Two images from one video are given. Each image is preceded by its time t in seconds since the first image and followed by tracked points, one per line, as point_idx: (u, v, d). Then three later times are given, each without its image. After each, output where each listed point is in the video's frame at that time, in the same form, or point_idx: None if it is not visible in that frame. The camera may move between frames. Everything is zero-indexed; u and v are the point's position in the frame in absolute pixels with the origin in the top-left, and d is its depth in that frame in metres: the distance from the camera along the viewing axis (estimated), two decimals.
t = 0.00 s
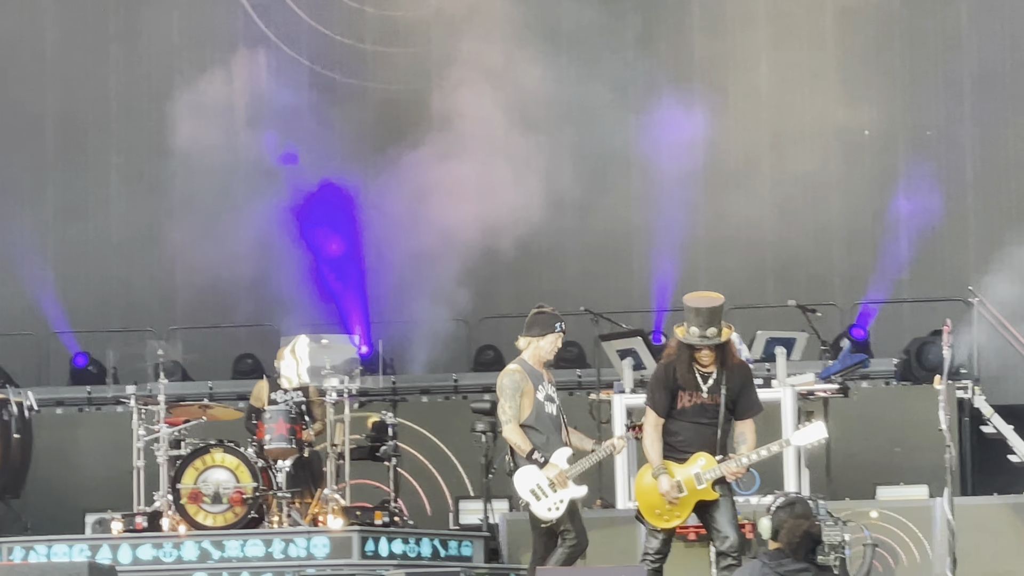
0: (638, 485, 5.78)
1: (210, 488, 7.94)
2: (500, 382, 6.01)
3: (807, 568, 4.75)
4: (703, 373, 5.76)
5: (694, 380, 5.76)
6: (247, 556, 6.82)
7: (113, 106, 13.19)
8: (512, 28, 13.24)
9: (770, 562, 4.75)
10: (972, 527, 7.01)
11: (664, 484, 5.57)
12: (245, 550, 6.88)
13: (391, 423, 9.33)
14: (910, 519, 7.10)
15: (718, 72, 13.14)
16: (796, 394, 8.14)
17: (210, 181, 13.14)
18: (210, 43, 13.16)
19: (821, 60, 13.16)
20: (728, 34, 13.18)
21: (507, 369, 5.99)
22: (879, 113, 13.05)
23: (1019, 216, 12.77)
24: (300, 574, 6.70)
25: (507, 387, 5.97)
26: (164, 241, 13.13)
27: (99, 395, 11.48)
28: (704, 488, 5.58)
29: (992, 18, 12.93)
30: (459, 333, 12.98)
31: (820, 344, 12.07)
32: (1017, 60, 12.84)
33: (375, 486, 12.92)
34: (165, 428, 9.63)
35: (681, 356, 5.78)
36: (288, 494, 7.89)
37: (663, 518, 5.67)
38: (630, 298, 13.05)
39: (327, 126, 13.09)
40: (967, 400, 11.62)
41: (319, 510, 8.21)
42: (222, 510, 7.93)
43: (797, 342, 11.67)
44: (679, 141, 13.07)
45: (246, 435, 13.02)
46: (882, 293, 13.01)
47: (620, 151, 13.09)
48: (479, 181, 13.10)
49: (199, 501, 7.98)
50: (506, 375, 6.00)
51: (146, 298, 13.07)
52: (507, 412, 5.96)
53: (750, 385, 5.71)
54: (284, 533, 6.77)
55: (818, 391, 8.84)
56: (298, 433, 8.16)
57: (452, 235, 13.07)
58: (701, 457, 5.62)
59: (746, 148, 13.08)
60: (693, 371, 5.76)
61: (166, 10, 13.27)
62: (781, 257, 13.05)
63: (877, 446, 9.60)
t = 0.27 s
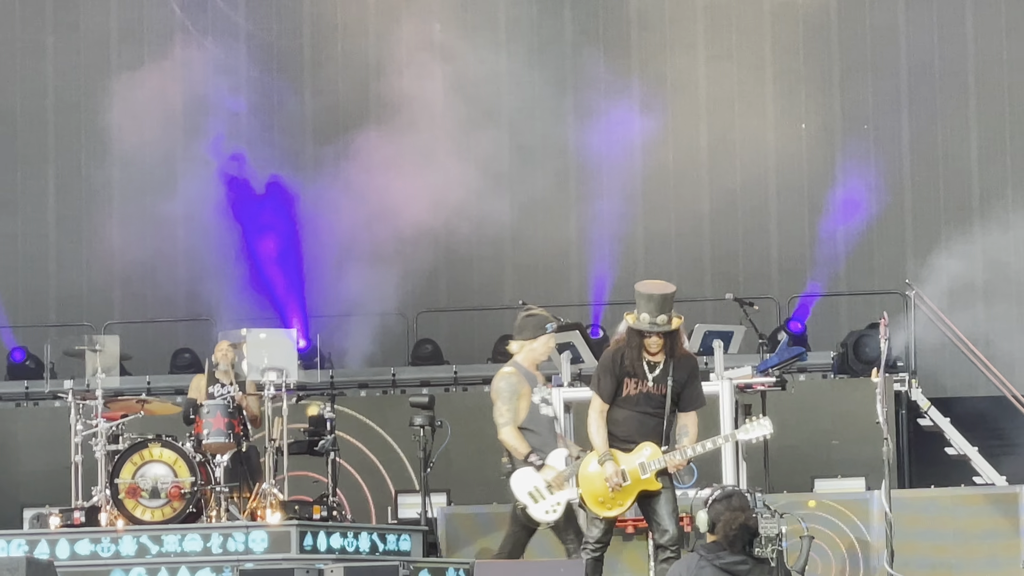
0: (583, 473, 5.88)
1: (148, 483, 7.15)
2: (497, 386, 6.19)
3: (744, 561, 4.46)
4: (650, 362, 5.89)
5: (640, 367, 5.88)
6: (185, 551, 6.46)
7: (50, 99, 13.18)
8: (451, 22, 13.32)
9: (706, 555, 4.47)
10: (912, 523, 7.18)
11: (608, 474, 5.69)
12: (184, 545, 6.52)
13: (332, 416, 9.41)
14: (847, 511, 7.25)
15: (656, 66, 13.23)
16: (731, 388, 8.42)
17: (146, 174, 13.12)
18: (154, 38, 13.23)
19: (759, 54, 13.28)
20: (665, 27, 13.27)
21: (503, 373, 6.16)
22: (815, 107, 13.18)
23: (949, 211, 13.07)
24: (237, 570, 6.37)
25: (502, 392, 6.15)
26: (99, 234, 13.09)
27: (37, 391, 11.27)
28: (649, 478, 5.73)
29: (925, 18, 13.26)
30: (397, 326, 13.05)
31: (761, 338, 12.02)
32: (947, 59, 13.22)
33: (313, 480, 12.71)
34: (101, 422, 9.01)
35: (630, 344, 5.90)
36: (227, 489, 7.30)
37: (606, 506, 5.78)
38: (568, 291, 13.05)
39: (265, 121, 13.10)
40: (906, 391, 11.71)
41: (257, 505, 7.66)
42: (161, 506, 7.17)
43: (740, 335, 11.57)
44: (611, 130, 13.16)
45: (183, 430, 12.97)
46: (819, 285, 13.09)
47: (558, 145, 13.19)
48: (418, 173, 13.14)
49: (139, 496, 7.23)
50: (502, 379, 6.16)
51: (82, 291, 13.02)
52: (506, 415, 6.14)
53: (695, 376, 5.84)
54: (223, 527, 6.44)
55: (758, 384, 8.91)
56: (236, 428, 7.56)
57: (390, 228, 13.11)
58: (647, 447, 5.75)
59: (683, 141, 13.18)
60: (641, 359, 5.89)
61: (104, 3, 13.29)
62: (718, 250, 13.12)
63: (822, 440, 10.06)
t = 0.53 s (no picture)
0: (535, 465, 5.74)
1: (98, 476, 7.16)
2: (518, 366, 6.02)
3: (695, 552, 4.36)
4: (604, 353, 5.79)
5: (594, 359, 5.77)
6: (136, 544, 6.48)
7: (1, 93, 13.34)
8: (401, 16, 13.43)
9: (657, 545, 4.36)
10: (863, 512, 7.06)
11: (560, 464, 5.56)
12: (134, 537, 6.54)
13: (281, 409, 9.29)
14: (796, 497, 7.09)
15: (606, 58, 13.31)
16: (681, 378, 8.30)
17: (97, 168, 13.28)
18: (107, 33, 13.41)
19: (709, 46, 13.35)
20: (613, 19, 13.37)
21: (521, 353, 6.03)
22: (765, 98, 13.26)
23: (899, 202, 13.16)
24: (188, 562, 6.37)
25: (524, 370, 5.98)
26: (50, 228, 13.26)
27: None
28: (599, 467, 5.61)
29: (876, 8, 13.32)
30: (348, 318, 13.13)
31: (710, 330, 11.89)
32: (898, 50, 13.27)
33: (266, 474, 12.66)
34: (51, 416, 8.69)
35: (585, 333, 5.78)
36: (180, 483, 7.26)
37: (559, 498, 5.65)
38: (519, 283, 13.13)
39: (215, 117, 13.30)
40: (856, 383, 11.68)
41: (209, 498, 7.64)
42: (110, 499, 7.17)
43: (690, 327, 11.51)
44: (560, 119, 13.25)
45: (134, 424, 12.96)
46: (770, 277, 13.15)
47: (509, 137, 13.26)
48: (367, 164, 13.22)
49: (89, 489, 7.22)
50: (523, 359, 6.03)
51: (34, 285, 13.22)
52: (530, 393, 5.95)
53: (648, 367, 5.76)
54: (173, 520, 6.43)
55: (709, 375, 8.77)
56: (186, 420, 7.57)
57: (341, 220, 13.16)
58: (596, 435, 5.64)
59: (633, 133, 13.26)
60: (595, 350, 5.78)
61: None
62: (667, 241, 13.22)
63: (772, 431, 9.96)
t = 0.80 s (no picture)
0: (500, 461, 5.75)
1: (66, 475, 7.02)
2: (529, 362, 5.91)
3: (664, 549, 4.49)
4: (566, 348, 5.89)
5: (557, 354, 5.86)
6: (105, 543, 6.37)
7: None
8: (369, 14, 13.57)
9: (626, 542, 4.50)
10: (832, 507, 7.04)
11: (525, 459, 5.57)
12: (103, 537, 6.44)
13: (249, 406, 9.20)
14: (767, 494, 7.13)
15: (573, 56, 13.41)
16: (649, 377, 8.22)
17: (66, 168, 13.48)
18: (75, 31, 13.54)
19: (676, 43, 13.44)
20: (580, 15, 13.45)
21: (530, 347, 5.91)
22: (732, 95, 13.36)
23: (866, 198, 13.23)
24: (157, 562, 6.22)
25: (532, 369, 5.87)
26: (18, 227, 13.42)
27: None
28: (565, 462, 5.62)
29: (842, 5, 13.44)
30: (316, 316, 13.23)
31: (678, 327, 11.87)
32: (864, 46, 13.37)
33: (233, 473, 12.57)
34: (18, 413, 8.46)
35: (547, 329, 5.91)
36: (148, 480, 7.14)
37: (523, 494, 5.64)
38: (487, 280, 13.24)
39: (184, 116, 13.46)
40: (825, 379, 11.65)
41: (177, 496, 7.48)
42: (79, 498, 7.03)
43: (658, 323, 11.48)
44: (532, 117, 13.35)
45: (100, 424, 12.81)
46: (738, 273, 13.18)
47: (475, 135, 13.41)
48: (335, 162, 13.38)
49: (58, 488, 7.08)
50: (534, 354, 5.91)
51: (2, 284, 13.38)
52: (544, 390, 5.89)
53: (611, 361, 5.88)
54: (142, 518, 6.35)
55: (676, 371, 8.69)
56: (155, 419, 7.46)
57: (309, 217, 13.31)
58: (561, 430, 5.67)
59: (599, 130, 13.38)
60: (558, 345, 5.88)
61: None
62: (635, 238, 13.27)
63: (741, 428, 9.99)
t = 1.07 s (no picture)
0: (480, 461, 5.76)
1: (51, 472, 7.03)
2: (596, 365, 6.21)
3: (651, 546, 4.48)
4: (540, 349, 5.81)
5: (531, 356, 5.79)
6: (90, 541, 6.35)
7: None
8: (354, 13, 13.67)
9: (612, 538, 4.49)
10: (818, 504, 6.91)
11: (507, 461, 5.60)
12: (89, 534, 6.40)
13: (235, 404, 9.07)
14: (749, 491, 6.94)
15: (556, 55, 13.55)
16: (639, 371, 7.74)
17: (51, 166, 13.57)
18: (62, 31, 13.69)
19: (660, 41, 13.54)
20: (563, 14, 13.61)
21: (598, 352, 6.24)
22: (716, 91, 13.43)
23: (851, 193, 13.25)
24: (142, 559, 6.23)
25: (603, 369, 6.19)
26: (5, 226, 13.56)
27: None
28: (547, 463, 5.65)
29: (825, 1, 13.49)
30: (302, 313, 13.37)
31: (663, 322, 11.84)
32: (848, 42, 13.42)
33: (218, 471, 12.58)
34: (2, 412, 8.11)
35: (519, 331, 5.83)
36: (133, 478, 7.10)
37: (503, 494, 5.66)
38: (471, 277, 13.34)
39: (169, 113, 13.62)
40: (810, 374, 11.64)
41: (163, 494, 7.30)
42: (64, 496, 7.03)
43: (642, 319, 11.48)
44: (518, 114, 13.47)
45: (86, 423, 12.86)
46: (723, 269, 13.23)
47: (460, 134, 13.56)
48: (320, 159, 13.52)
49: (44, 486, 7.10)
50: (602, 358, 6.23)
51: None
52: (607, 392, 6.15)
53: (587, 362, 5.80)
54: (127, 516, 6.31)
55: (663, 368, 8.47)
56: (141, 416, 7.37)
57: (296, 216, 13.47)
58: (543, 432, 5.69)
59: (583, 127, 13.47)
60: (532, 348, 5.80)
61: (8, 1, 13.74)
62: (620, 235, 13.34)
63: (727, 423, 9.97)
